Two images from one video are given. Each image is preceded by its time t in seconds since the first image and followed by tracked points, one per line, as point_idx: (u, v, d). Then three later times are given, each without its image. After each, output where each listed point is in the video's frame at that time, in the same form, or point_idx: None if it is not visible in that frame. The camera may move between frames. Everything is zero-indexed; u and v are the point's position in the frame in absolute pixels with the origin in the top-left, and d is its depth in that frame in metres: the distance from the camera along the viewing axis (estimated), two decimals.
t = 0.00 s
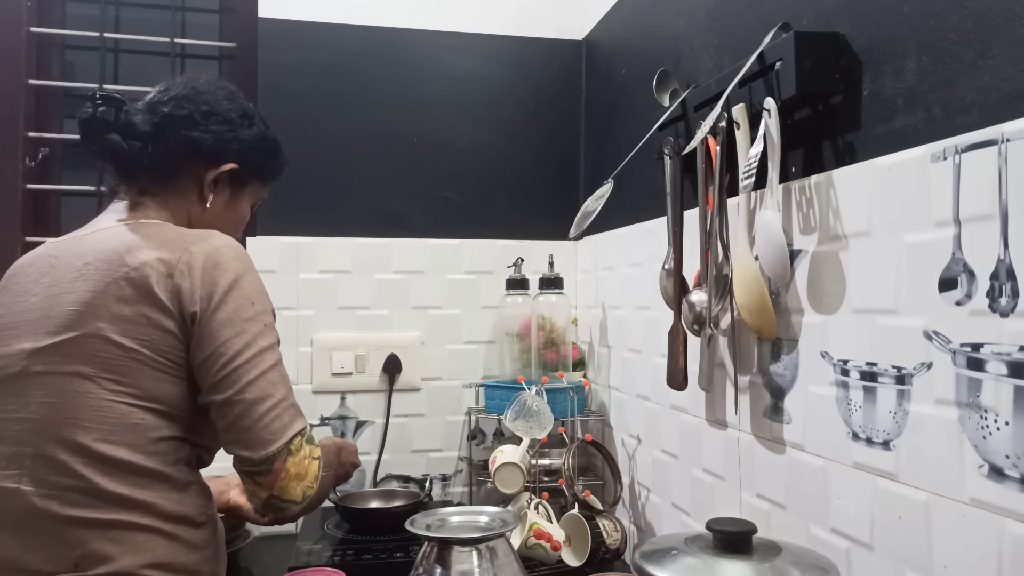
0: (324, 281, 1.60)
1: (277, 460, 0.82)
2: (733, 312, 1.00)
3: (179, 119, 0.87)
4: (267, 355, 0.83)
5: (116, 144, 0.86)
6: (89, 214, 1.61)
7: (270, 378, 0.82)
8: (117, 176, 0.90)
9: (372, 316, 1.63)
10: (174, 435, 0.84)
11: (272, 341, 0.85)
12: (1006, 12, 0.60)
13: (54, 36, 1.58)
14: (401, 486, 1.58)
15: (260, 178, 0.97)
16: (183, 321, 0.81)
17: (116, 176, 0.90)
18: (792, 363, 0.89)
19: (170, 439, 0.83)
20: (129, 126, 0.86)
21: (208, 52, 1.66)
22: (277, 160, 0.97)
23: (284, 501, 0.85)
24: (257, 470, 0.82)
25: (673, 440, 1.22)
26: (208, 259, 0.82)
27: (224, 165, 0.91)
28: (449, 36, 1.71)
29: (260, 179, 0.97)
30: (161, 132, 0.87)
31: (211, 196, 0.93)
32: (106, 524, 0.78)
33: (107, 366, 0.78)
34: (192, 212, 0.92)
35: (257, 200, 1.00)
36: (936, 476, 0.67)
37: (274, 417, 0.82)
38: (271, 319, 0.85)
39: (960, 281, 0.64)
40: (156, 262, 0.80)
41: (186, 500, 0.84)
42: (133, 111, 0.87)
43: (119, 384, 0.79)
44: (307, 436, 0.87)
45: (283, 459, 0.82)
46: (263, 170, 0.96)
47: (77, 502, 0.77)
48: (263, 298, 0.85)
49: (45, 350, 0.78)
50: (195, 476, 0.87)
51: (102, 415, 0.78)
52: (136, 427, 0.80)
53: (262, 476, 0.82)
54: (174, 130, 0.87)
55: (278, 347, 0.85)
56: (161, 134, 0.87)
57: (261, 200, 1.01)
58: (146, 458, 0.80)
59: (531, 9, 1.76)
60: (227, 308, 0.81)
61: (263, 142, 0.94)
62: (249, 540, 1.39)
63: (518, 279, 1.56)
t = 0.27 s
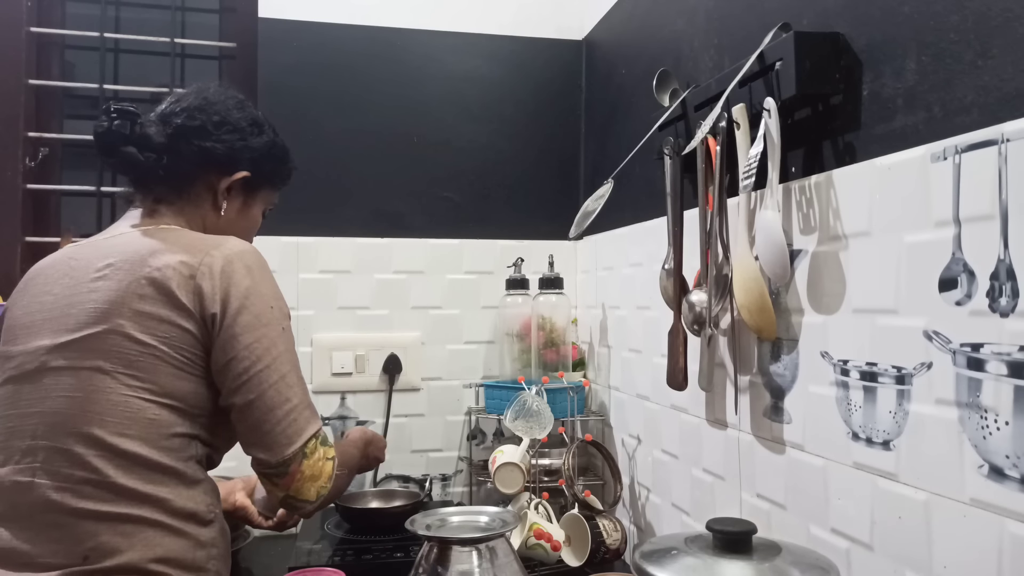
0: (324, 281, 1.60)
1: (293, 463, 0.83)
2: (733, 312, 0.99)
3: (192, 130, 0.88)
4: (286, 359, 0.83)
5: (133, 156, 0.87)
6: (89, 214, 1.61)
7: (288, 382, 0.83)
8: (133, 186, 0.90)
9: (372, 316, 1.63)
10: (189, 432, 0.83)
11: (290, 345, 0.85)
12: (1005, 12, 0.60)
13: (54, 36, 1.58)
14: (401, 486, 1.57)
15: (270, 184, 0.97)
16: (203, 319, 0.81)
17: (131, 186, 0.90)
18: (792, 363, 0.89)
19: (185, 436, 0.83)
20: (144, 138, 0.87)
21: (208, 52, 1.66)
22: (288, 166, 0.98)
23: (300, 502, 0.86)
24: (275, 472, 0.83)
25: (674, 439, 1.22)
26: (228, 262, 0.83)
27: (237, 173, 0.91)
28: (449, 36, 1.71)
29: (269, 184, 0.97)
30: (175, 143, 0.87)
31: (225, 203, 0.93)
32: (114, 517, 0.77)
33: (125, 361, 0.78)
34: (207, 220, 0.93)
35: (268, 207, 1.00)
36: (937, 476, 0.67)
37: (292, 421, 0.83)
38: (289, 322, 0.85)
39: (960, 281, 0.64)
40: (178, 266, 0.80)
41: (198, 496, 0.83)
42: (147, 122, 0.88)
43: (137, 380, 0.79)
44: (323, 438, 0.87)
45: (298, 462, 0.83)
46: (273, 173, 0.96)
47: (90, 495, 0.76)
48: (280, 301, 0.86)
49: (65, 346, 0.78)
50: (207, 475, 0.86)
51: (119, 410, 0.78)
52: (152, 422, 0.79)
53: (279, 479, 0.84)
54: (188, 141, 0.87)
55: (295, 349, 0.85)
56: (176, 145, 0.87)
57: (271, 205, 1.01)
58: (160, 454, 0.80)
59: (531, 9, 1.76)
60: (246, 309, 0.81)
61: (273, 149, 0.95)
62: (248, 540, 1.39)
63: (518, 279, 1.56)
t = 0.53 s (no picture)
0: (324, 281, 1.60)
1: (322, 455, 0.88)
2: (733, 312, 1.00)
3: (205, 141, 0.88)
4: (310, 366, 0.87)
5: (148, 168, 0.88)
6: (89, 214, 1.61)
7: (313, 384, 0.86)
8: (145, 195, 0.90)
9: (372, 316, 1.63)
10: (206, 431, 0.84)
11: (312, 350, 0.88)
12: (1005, 12, 0.60)
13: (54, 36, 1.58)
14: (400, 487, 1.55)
15: (279, 192, 0.98)
16: (226, 322, 0.82)
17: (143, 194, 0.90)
18: (792, 363, 0.89)
19: (200, 435, 0.83)
20: (159, 150, 0.87)
21: (208, 52, 1.66)
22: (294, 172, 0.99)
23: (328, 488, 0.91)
24: (304, 463, 0.88)
25: (674, 439, 1.22)
26: (248, 270, 0.84)
27: (248, 183, 0.92)
28: (449, 36, 1.71)
29: (278, 193, 0.98)
30: (188, 154, 0.88)
31: (236, 212, 0.94)
32: (126, 511, 0.76)
33: (147, 358, 0.79)
34: (219, 228, 0.93)
35: (276, 214, 1.01)
36: (936, 476, 0.67)
37: (319, 419, 0.87)
38: (311, 330, 0.88)
39: (960, 282, 0.64)
40: (203, 273, 0.82)
41: (208, 494, 0.83)
42: (161, 134, 0.88)
43: (160, 377, 0.79)
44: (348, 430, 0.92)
45: (327, 454, 0.89)
46: (282, 181, 0.97)
47: (104, 489, 0.76)
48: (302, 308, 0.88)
49: (87, 341, 0.78)
50: (216, 475, 0.86)
51: (140, 406, 0.78)
52: (172, 420, 0.80)
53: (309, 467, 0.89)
54: (201, 153, 0.88)
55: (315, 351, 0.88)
56: (189, 156, 0.88)
57: (279, 212, 1.02)
58: (176, 451, 0.80)
59: (531, 9, 1.76)
60: (271, 313, 0.84)
61: (281, 159, 0.96)
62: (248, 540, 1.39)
63: (518, 279, 1.56)
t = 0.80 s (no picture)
0: (324, 281, 1.60)
1: (327, 448, 0.89)
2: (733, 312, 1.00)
3: (210, 149, 0.89)
4: (315, 368, 0.88)
5: (155, 175, 0.88)
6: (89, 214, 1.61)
7: (318, 384, 0.88)
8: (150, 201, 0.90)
9: (372, 316, 1.63)
10: (212, 430, 0.84)
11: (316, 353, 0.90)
12: (1005, 12, 0.60)
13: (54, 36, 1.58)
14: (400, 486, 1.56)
15: (281, 200, 0.99)
16: (236, 323, 0.83)
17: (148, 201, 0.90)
18: (792, 363, 0.89)
19: (207, 434, 0.83)
20: (165, 158, 0.87)
21: (208, 52, 1.66)
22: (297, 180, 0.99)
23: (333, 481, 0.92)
24: (310, 457, 0.89)
25: (674, 439, 1.22)
26: (257, 275, 0.85)
27: (252, 191, 0.93)
28: (449, 36, 1.71)
29: (281, 202, 0.99)
30: (194, 162, 0.88)
31: (240, 219, 0.94)
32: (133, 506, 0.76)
33: (158, 356, 0.79)
34: (223, 235, 0.94)
35: (278, 221, 1.02)
36: (937, 476, 0.67)
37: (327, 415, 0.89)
38: (316, 334, 0.89)
39: (960, 281, 0.64)
40: (213, 275, 0.83)
41: (212, 492, 0.83)
42: (167, 141, 0.89)
43: (171, 376, 0.79)
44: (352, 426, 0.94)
45: (333, 446, 0.90)
46: (285, 189, 0.98)
47: (111, 484, 0.75)
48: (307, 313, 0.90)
49: (97, 338, 0.78)
50: (220, 474, 0.86)
51: (150, 403, 0.78)
52: (180, 418, 0.80)
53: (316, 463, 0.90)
54: (206, 161, 0.89)
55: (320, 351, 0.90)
56: (195, 164, 0.88)
57: (281, 219, 1.02)
58: (184, 448, 0.80)
59: (531, 9, 1.76)
60: (280, 315, 0.85)
61: (285, 166, 0.96)
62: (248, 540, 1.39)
63: (518, 279, 1.56)
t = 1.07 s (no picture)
0: (324, 281, 1.60)
1: (326, 446, 0.90)
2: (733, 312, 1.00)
3: (207, 151, 0.89)
4: (314, 367, 0.88)
5: (153, 176, 0.87)
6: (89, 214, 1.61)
7: (317, 383, 0.88)
8: (147, 203, 0.90)
9: (372, 316, 1.63)
10: (212, 429, 0.84)
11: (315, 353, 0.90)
12: (1005, 12, 0.60)
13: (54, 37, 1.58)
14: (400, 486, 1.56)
15: (278, 203, 0.99)
16: (236, 323, 0.83)
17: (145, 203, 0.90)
18: (792, 363, 0.89)
19: (207, 433, 0.83)
20: (162, 159, 0.87)
21: (208, 52, 1.66)
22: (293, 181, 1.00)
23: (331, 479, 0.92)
24: (309, 455, 0.90)
25: (674, 439, 1.22)
26: (256, 275, 0.86)
27: (249, 192, 0.93)
28: (449, 36, 1.71)
29: (277, 204, 0.99)
30: (192, 164, 0.88)
31: (236, 220, 0.95)
32: (133, 506, 0.76)
33: (158, 354, 0.79)
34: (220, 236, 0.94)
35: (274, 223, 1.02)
36: (937, 476, 0.67)
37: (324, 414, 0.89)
38: (314, 334, 0.90)
39: (960, 282, 0.64)
40: (211, 275, 0.83)
41: (212, 492, 0.83)
42: (164, 143, 0.89)
43: (171, 375, 0.79)
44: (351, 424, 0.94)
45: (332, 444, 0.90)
46: (281, 191, 0.98)
47: (112, 483, 0.75)
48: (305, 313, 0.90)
49: (97, 337, 0.78)
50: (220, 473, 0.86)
51: (150, 402, 0.78)
52: (180, 416, 0.80)
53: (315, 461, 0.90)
54: (204, 163, 0.89)
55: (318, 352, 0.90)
56: (192, 165, 0.88)
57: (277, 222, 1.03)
58: (183, 447, 0.80)
59: (531, 9, 1.76)
60: (278, 315, 0.86)
61: (281, 168, 0.97)
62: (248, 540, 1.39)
63: (518, 279, 1.56)
